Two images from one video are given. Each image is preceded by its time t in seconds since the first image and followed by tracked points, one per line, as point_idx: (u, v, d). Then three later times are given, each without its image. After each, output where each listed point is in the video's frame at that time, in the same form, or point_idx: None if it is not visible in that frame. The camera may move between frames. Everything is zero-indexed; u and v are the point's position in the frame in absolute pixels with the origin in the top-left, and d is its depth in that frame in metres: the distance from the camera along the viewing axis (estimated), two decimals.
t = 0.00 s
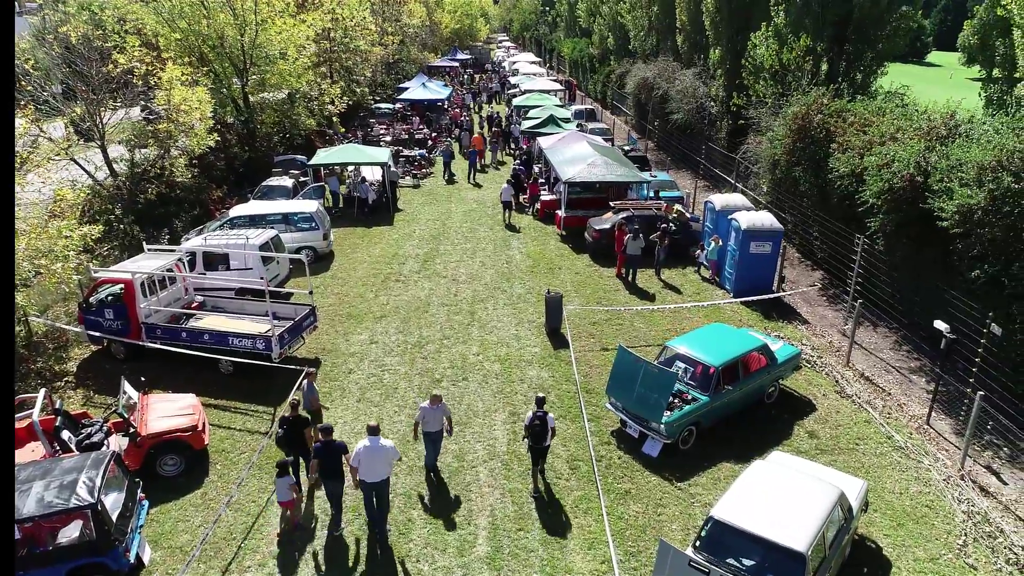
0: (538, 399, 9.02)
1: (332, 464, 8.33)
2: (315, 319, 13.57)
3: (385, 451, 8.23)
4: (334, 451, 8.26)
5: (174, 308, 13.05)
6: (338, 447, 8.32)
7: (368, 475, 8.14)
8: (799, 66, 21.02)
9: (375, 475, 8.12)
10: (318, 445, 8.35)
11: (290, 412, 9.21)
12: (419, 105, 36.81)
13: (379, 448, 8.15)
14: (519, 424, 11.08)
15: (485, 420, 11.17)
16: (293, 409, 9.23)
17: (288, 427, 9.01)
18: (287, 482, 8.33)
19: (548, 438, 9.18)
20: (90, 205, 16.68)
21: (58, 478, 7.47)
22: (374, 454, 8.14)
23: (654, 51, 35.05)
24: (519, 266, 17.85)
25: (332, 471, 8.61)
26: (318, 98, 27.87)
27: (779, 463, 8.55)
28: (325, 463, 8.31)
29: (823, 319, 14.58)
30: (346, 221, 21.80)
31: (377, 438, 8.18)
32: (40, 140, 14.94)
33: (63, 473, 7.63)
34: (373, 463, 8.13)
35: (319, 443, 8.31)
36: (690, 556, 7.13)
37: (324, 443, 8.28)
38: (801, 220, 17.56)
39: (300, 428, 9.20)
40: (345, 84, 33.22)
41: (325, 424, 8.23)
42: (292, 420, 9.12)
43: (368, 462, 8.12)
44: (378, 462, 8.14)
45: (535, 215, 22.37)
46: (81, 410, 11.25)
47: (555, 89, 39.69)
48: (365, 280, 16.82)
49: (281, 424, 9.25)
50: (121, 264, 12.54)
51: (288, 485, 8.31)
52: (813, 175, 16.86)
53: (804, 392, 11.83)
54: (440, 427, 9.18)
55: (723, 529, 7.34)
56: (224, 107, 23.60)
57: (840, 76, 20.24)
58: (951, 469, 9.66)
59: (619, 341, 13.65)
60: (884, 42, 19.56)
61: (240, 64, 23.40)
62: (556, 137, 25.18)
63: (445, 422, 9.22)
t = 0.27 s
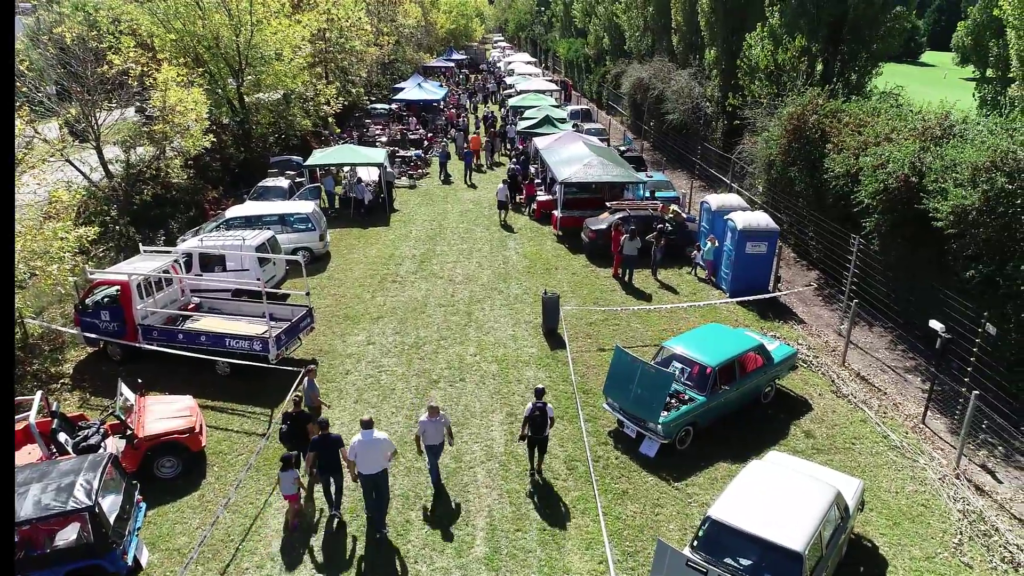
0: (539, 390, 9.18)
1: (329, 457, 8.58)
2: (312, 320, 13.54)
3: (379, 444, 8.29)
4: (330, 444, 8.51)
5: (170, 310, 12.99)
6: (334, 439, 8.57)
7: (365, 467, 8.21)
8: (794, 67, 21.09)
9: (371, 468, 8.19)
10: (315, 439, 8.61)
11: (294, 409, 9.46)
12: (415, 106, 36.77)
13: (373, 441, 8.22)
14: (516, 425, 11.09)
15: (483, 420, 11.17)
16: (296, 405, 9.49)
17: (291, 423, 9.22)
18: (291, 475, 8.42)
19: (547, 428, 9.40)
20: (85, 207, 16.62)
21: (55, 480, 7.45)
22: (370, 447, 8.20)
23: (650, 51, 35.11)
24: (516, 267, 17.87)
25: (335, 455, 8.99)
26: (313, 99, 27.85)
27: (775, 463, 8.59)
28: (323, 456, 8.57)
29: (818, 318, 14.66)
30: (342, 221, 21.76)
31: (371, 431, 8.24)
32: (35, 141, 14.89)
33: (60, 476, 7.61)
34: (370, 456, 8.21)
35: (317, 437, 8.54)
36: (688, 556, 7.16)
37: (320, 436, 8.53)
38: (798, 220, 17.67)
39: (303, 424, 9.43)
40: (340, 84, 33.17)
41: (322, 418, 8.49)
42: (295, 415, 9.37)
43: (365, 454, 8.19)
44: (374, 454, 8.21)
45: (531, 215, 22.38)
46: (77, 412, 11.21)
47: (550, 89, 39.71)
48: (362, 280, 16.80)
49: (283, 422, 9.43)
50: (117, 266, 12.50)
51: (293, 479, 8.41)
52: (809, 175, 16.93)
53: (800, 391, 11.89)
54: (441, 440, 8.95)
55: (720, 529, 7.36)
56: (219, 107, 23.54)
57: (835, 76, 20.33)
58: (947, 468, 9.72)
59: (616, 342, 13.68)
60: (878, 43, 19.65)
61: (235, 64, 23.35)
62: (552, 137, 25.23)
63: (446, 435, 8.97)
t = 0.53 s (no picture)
0: (534, 388, 9.26)
1: (325, 454, 8.74)
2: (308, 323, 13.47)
3: (374, 439, 8.49)
4: (326, 442, 8.63)
5: (165, 313, 12.90)
6: (331, 438, 8.71)
7: (360, 461, 8.48)
8: (790, 68, 21.12)
9: (365, 462, 8.46)
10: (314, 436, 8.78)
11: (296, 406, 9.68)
12: (410, 106, 36.69)
13: (367, 436, 8.41)
14: (513, 427, 11.05)
15: (480, 423, 11.13)
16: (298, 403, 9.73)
17: (293, 420, 9.47)
18: (293, 470, 8.67)
19: (544, 425, 9.53)
20: (79, 209, 16.51)
21: (49, 487, 7.40)
22: (364, 442, 8.41)
23: (645, 51, 35.11)
24: (512, 268, 17.83)
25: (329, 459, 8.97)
26: (308, 100, 27.76)
27: (772, 466, 8.58)
28: (318, 452, 8.72)
29: (815, 320, 14.67)
30: (338, 223, 21.66)
31: (366, 426, 8.42)
32: (28, 144, 14.78)
33: (54, 482, 7.57)
34: (364, 450, 8.45)
35: (314, 434, 8.71)
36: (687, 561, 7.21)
37: (317, 434, 8.65)
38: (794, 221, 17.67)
39: (305, 421, 9.66)
40: (336, 85, 33.06)
41: (320, 415, 8.67)
42: (296, 413, 9.61)
43: (360, 449, 8.44)
44: (368, 449, 8.44)
45: (528, 216, 22.33)
46: (71, 417, 11.12)
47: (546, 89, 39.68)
48: (358, 282, 16.74)
49: (286, 419, 9.73)
50: (111, 269, 12.41)
51: (294, 474, 8.64)
52: (805, 176, 16.95)
53: (797, 393, 11.89)
54: (441, 451, 8.76)
55: (718, 533, 7.33)
56: (214, 108, 23.42)
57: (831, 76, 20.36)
58: (944, 470, 9.73)
59: (613, 344, 13.66)
60: (874, 44, 19.68)
61: (230, 65, 23.25)
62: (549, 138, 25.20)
63: (446, 447, 8.74)
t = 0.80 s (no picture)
0: (527, 387, 9.34)
1: (323, 457, 8.67)
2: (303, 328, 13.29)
3: (375, 441, 8.42)
4: (328, 444, 8.60)
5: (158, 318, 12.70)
6: (332, 441, 8.67)
7: (360, 462, 8.37)
8: (789, 69, 21.03)
9: (365, 463, 8.35)
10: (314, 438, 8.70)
11: (293, 410, 9.61)
12: (407, 107, 36.53)
13: (369, 437, 8.35)
14: (512, 434, 10.90)
15: (477, 430, 10.98)
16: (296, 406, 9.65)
17: (291, 423, 9.41)
18: (294, 470, 8.54)
19: (540, 424, 9.53)
20: (71, 212, 16.33)
21: (37, 500, 7.24)
22: (365, 443, 8.34)
23: (643, 52, 35.01)
24: (510, 271, 17.68)
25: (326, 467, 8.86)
26: (305, 101, 27.60)
27: (775, 476, 8.45)
28: (318, 455, 8.66)
29: (816, 323, 14.56)
30: (334, 225, 21.48)
31: (368, 428, 8.36)
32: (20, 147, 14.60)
33: (42, 495, 7.40)
34: (364, 452, 8.37)
35: (315, 436, 8.65)
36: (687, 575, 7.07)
37: (319, 436, 8.60)
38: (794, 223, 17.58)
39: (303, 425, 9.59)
40: (332, 86, 32.89)
41: (321, 417, 8.63)
42: (295, 417, 9.53)
43: (360, 450, 8.35)
44: (369, 451, 8.37)
45: (525, 218, 22.18)
46: (62, 424, 10.95)
47: (543, 90, 39.55)
48: (354, 286, 16.58)
49: (284, 423, 9.60)
50: (104, 274, 12.23)
51: (296, 474, 8.49)
52: (804, 178, 16.85)
53: (798, 399, 11.78)
54: (442, 470, 8.45)
55: (720, 545, 7.20)
56: (209, 109, 23.24)
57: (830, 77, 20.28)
58: (948, 477, 9.62)
59: (612, 348, 13.53)
60: (874, 45, 19.59)
61: (225, 66, 23.09)
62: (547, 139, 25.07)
63: (448, 466, 8.46)
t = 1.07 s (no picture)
0: (523, 387, 9.46)
1: (324, 460, 8.60)
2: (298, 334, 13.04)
3: (378, 442, 8.52)
4: (328, 447, 8.60)
5: (150, 325, 12.43)
6: (332, 443, 8.69)
7: (362, 462, 8.45)
8: (789, 70, 20.84)
9: (368, 464, 8.42)
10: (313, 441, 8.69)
11: (288, 414, 9.51)
12: (404, 108, 36.26)
13: (373, 438, 8.46)
14: (510, 444, 10.67)
15: (475, 440, 10.74)
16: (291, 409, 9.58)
17: (286, 427, 9.35)
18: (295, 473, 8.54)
19: (535, 425, 9.63)
20: (62, 215, 16.05)
21: (20, 517, 7.00)
22: (368, 444, 8.45)
23: (641, 53, 34.81)
24: (508, 275, 17.44)
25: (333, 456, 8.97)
26: (300, 102, 27.32)
27: (781, 488, 8.27)
28: (318, 457, 8.61)
29: (818, 328, 14.38)
30: (329, 227, 21.22)
31: (372, 428, 8.49)
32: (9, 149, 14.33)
33: (25, 512, 7.16)
34: (367, 453, 8.45)
35: (315, 438, 8.63)
36: None
37: (320, 438, 8.60)
38: (797, 226, 17.40)
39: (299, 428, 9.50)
40: (328, 87, 32.61)
41: (322, 420, 8.65)
42: (290, 420, 9.44)
43: (363, 451, 8.43)
44: (372, 452, 8.45)
45: (523, 220, 21.95)
46: (49, 435, 10.69)
47: (541, 90, 39.34)
48: (350, 290, 16.33)
49: (280, 427, 9.53)
50: (93, 280, 11.94)
51: (296, 477, 8.50)
52: (806, 181, 16.67)
53: (802, 406, 11.58)
54: (444, 494, 8.18)
55: (724, 562, 7.01)
56: (203, 110, 22.96)
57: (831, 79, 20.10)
58: (956, 488, 9.43)
59: (612, 354, 13.31)
60: (875, 46, 19.42)
61: (219, 67, 22.81)
62: (545, 140, 24.86)
63: (451, 490, 8.21)
